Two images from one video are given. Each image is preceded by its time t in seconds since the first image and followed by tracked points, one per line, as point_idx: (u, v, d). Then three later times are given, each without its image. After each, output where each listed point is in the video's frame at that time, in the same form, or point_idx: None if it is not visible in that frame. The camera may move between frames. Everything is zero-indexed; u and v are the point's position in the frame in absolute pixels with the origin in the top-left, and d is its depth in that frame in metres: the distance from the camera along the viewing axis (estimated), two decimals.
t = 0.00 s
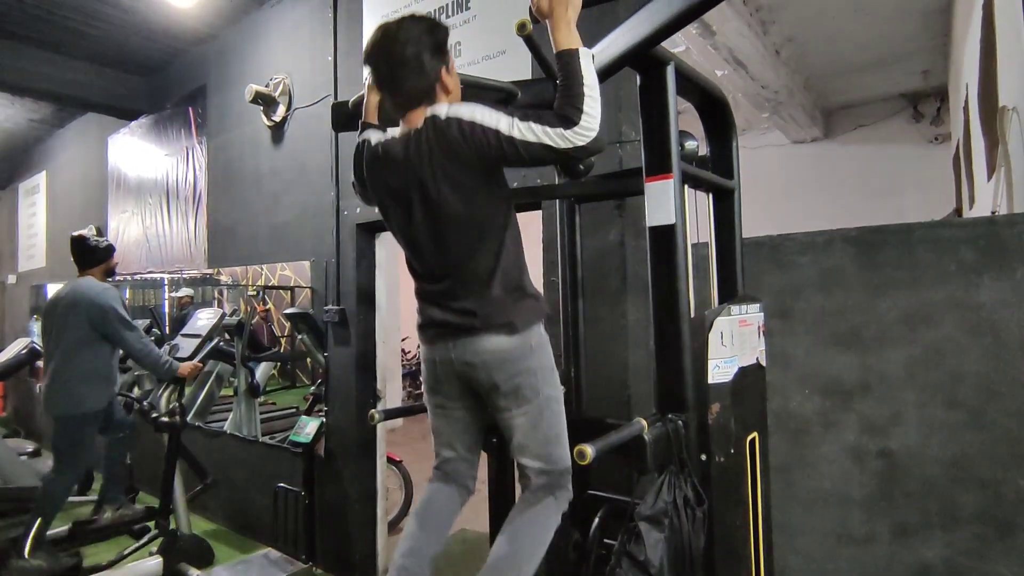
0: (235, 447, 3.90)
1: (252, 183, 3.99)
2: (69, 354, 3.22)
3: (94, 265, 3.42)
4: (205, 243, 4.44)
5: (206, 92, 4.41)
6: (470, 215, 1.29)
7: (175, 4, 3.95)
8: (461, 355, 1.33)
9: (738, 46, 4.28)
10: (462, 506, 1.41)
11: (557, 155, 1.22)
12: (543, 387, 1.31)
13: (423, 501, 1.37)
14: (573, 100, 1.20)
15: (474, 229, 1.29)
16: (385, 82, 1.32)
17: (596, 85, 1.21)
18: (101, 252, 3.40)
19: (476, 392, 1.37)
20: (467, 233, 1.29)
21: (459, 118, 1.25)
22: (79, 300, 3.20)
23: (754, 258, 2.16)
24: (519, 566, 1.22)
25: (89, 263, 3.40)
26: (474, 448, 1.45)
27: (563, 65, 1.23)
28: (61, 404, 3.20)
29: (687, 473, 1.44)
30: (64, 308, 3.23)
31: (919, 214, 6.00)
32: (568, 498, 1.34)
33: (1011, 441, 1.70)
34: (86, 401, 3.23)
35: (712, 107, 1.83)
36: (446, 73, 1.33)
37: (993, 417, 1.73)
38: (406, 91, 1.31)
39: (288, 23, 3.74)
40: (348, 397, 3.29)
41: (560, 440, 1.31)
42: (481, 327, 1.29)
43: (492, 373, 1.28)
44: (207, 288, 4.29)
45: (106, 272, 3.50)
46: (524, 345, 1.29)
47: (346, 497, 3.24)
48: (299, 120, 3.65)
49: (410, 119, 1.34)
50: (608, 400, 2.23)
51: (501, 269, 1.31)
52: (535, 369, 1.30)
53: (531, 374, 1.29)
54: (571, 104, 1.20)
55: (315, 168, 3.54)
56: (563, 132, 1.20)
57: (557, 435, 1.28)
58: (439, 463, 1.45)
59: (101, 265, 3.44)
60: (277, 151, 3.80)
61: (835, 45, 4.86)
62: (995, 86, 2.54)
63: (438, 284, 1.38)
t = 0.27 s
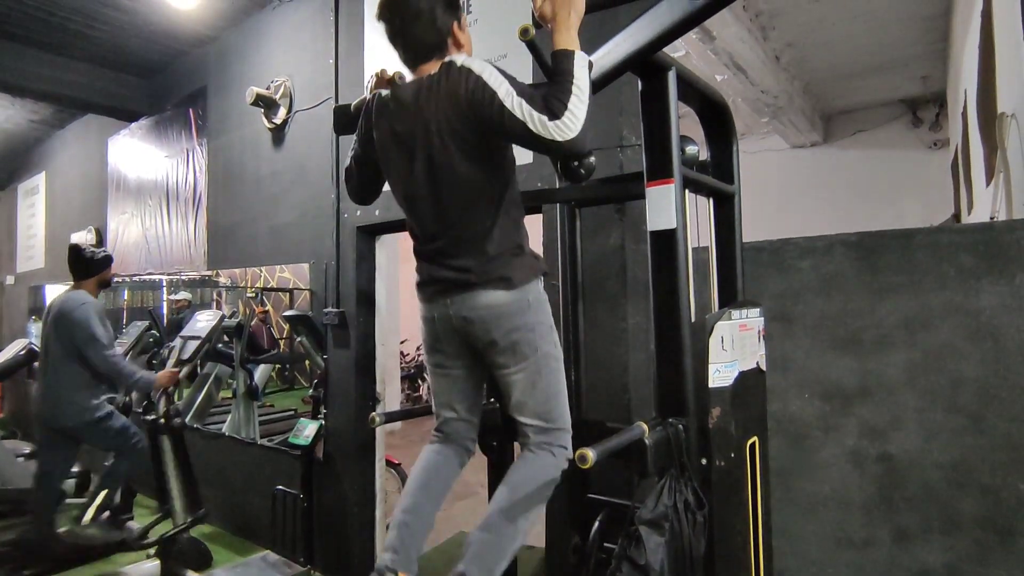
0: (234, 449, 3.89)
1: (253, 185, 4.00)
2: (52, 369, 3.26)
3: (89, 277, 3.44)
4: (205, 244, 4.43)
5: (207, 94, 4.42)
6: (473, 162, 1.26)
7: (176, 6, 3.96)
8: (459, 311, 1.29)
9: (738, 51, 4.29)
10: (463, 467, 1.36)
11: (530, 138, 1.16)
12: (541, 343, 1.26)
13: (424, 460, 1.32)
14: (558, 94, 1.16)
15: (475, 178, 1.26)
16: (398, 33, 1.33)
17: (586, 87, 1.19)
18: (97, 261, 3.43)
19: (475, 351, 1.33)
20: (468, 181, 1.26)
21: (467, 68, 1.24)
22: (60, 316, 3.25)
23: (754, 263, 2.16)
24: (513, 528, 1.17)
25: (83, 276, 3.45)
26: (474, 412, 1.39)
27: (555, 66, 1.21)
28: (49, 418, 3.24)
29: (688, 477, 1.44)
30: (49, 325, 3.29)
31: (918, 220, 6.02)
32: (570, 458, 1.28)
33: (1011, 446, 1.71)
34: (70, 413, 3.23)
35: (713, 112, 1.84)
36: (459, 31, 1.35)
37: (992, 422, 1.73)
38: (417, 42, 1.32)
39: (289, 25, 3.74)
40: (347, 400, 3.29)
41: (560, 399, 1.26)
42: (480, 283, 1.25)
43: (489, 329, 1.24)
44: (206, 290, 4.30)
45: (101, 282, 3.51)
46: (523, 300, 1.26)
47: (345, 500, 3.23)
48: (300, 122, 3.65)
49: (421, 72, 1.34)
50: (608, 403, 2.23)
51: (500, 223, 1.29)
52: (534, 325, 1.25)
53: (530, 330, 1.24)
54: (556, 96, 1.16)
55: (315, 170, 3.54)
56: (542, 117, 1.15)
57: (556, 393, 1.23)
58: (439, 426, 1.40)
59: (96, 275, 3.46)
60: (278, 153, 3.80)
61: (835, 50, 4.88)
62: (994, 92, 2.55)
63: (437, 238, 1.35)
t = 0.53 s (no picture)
0: (231, 452, 3.88)
1: (252, 187, 4.00)
2: (52, 358, 3.20)
3: (92, 264, 3.42)
4: (203, 246, 4.43)
5: (206, 96, 4.42)
6: (477, 165, 1.26)
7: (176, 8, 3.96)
8: (456, 312, 1.30)
9: (736, 56, 4.32)
10: (452, 476, 1.36)
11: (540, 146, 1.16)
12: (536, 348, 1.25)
13: (412, 468, 1.32)
14: (563, 100, 1.17)
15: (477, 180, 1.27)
16: (403, 36, 1.34)
17: (590, 93, 1.20)
18: (98, 251, 3.38)
19: (471, 354, 1.33)
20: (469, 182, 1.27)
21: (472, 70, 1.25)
22: (62, 304, 3.17)
23: (753, 267, 2.17)
24: (505, 529, 1.16)
25: (85, 263, 3.39)
26: (468, 418, 1.39)
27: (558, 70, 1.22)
28: (46, 407, 3.19)
29: (687, 480, 1.45)
30: (52, 311, 3.22)
31: (915, 224, 6.04)
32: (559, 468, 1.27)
33: (1008, 450, 1.72)
34: (62, 404, 3.17)
35: (712, 117, 1.85)
36: (463, 35, 1.36)
37: (988, 426, 1.74)
38: (422, 44, 1.33)
39: (289, 28, 3.75)
40: (345, 402, 3.28)
41: (552, 404, 1.25)
42: (474, 285, 1.26)
43: (484, 329, 1.24)
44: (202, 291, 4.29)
45: (103, 271, 3.49)
46: (521, 303, 1.25)
47: (343, 503, 3.23)
48: (300, 124, 3.65)
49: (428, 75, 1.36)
50: (607, 406, 2.23)
51: (503, 225, 1.29)
52: (529, 330, 1.25)
53: (525, 334, 1.24)
54: (562, 103, 1.17)
55: (315, 173, 3.54)
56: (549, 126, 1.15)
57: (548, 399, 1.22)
58: (431, 430, 1.40)
59: (98, 263, 3.42)
60: (277, 155, 3.80)
61: (832, 55, 4.90)
62: (990, 98, 2.57)
63: (439, 239, 1.35)
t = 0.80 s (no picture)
0: (223, 449, 3.87)
1: (244, 183, 3.98)
2: (49, 361, 3.12)
3: (82, 271, 3.35)
4: (195, 242, 4.41)
5: (198, 91, 4.39)
6: (462, 244, 1.24)
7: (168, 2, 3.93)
8: (443, 387, 1.29)
9: (729, 56, 4.34)
10: (438, 546, 1.37)
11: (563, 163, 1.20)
12: (522, 427, 1.24)
13: (398, 541, 1.33)
14: (575, 104, 1.20)
15: (466, 251, 1.24)
16: (383, 104, 1.30)
17: (597, 91, 1.22)
18: (90, 258, 3.35)
19: (457, 426, 1.32)
20: (458, 256, 1.25)
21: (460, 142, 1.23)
22: (61, 307, 3.13)
23: (745, 266, 2.19)
24: None
25: (77, 270, 3.33)
26: (454, 485, 1.39)
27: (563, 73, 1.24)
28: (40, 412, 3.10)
29: (679, 476, 1.46)
30: (47, 314, 3.15)
31: (903, 224, 6.11)
32: (545, 549, 1.29)
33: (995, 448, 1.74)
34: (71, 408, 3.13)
35: (706, 117, 1.87)
36: (445, 99, 1.30)
37: (975, 424, 1.77)
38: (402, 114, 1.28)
39: (282, 24, 3.73)
40: (338, 400, 3.28)
41: (537, 484, 1.25)
42: (462, 357, 1.24)
43: (470, 406, 1.23)
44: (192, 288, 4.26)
45: (95, 280, 3.43)
46: (509, 380, 1.23)
47: (335, 500, 3.22)
48: (293, 121, 3.64)
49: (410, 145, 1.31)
50: (600, 404, 2.25)
51: (495, 296, 1.26)
52: (517, 408, 1.23)
53: (512, 414, 1.23)
54: (574, 110, 1.20)
55: (308, 169, 3.54)
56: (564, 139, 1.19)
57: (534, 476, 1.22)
58: (417, 499, 1.40)
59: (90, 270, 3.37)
60: (270, 151, 3.79)
61: (823, 56, 4.94)
62: (979, 101, 2.60)
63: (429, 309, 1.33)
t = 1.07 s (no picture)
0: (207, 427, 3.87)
1: (227, 160, 3.92)
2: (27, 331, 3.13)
3: (55, 239, 3.30)
4: (176, 220, 4.35)
5: (179, 65, 4.29)
6: (449, 312, 1.34)
7: None
8: (429, 450, 1.40)
9: (716, 40, 4.34)
10: None
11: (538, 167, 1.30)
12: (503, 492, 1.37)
13: None
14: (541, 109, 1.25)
15: (451, 325, 1.35)
16: (363, 180, 1.37)
17: (568, 89, 1.26)
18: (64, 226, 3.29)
19: (441, 486, 1.45)
20: (444, 328, 1.35)
21: (444, 207, 1.27)
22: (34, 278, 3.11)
23: (727, 249, 2.23)
24: None
25: (51, 239, 3.29)
26: (436, 539, 1.51)
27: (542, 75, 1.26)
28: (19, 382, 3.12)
29: (660, 452, 1.48)
30: (22, 286, 3.15)
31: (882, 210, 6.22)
32: None
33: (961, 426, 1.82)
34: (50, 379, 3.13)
35: (692, 101, 1.88)
36: (422, 167, 1.38)
37: (943, 403, 1.84)
38: (383, 188, 1.36)
39: None
40: (324, 379, 3.29)
41: (516, 544, 1.38)
42: (447, 424, 1.35)
43: (455, 470, 1.36)
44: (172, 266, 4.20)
45: (67, 248, 3.37)
46: (492, 447, 1.36)
47: (321, 478, 3.25)
48: (277, 97, 3.59)
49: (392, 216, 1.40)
50: (585, 383, 2.29)
51: (480, 357, 1.37)
52: (498, 473, 1.36)
53: (494, 479, 1.36)
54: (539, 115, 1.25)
55: (292, 147, 3.50)
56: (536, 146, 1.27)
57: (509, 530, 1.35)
58: (402, 550, 1.53)
59: (64, 237, 3.32)
60: (253, 129, 3.73)
61: (809, 42, 4.97)
62: (958, 90, 2.65)
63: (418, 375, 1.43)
